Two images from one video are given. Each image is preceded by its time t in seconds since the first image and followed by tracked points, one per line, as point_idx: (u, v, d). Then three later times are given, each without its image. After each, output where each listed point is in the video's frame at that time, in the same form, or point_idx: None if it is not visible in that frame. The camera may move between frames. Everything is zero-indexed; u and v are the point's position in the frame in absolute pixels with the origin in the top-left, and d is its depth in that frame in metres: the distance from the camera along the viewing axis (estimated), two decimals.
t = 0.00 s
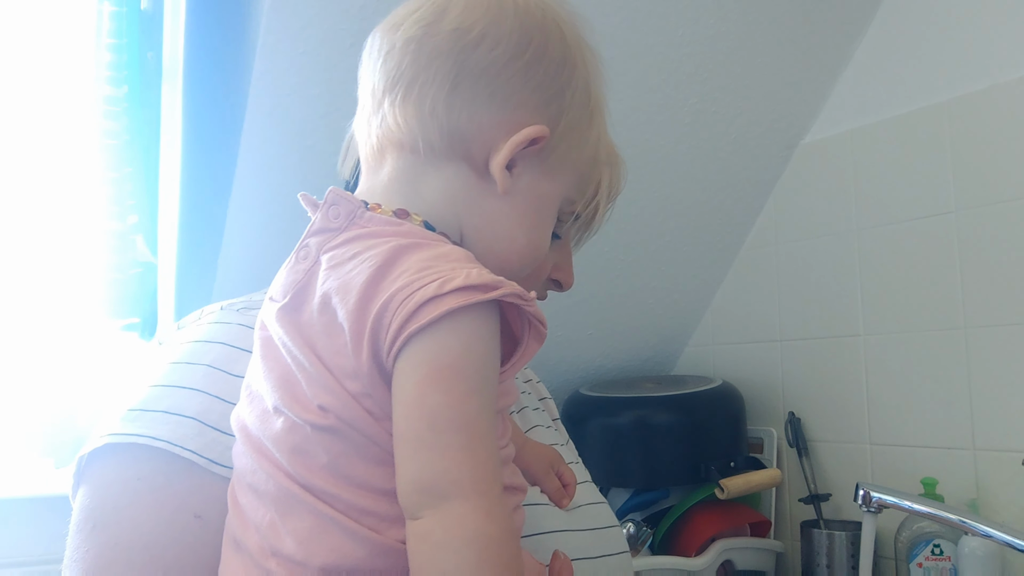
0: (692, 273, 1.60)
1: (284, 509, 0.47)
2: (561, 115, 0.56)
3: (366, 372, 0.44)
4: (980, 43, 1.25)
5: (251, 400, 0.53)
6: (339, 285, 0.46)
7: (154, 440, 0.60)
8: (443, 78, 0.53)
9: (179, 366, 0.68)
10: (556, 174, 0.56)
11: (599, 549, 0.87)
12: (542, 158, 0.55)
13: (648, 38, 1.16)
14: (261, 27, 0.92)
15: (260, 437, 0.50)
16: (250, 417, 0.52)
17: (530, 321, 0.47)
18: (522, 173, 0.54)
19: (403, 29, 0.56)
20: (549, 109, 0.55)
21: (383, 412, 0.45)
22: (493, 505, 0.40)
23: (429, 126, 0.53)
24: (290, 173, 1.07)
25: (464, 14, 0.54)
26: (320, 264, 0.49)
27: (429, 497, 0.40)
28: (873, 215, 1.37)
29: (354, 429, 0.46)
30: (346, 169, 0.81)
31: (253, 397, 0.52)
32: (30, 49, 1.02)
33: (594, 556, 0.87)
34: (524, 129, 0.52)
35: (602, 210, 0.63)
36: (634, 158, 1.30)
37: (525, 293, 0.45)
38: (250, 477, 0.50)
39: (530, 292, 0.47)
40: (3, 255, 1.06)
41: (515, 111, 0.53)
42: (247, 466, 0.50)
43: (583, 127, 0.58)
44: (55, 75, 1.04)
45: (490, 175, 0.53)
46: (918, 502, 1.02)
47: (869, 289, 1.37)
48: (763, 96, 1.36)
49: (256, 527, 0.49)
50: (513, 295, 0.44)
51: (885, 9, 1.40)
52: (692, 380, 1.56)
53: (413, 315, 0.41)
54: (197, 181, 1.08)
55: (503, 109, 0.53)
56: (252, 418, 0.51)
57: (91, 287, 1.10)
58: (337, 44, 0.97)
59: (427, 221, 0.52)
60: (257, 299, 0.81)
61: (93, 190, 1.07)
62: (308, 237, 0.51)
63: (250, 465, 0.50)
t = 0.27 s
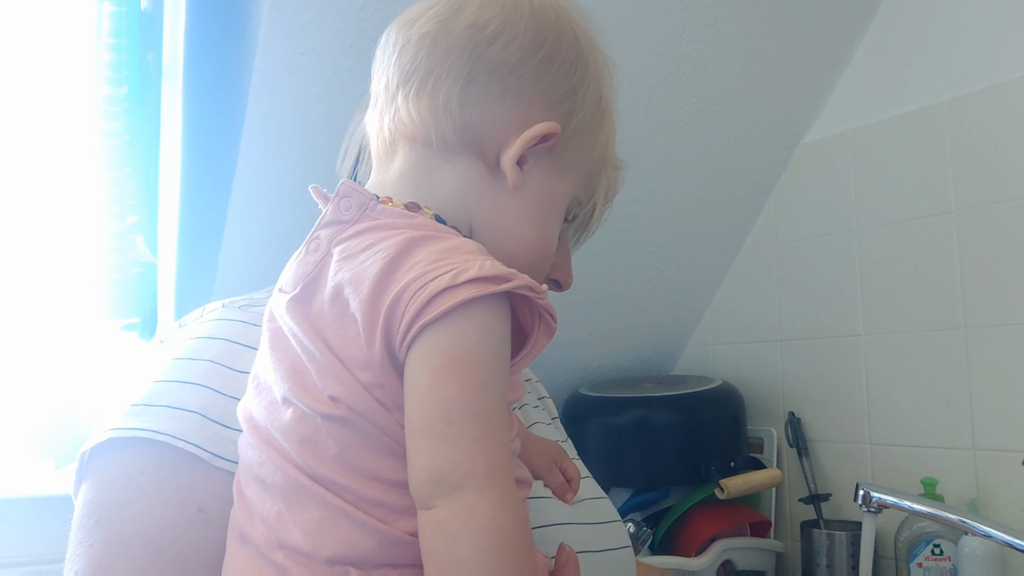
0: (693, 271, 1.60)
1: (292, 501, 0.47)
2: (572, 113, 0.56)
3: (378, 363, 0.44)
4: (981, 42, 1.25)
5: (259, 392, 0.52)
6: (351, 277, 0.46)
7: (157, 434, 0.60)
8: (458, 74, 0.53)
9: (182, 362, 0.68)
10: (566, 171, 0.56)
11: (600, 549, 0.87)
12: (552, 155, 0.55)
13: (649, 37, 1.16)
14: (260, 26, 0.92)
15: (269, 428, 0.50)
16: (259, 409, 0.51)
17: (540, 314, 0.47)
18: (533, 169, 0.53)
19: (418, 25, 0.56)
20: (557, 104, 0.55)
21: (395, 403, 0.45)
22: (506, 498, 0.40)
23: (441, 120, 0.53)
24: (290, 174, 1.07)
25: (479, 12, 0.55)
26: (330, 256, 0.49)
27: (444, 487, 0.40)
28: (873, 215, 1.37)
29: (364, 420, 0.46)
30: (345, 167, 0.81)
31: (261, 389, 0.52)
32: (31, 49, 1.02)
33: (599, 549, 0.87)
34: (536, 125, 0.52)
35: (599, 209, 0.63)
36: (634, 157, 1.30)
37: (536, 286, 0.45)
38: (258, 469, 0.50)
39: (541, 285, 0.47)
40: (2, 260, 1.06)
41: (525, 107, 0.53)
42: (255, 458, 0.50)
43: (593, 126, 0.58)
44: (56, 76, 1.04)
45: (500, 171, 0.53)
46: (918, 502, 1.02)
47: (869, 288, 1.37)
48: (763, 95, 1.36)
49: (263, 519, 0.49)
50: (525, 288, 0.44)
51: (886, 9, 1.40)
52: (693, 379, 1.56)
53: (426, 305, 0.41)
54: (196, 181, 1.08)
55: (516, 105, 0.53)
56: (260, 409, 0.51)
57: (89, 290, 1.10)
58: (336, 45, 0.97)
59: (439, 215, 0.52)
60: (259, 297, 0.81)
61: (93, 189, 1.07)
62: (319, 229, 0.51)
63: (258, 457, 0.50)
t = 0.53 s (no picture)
0: (693, 272, 1.59)
1: (299, 505, 0.47)
2: (577, 116, 0.56)
3: (384, 367, 0.44)
4: (981, 43, 1.25)
5: (264, 396, 0.52)
6: (357, 281, 0.46)
7: (159, 438, 0.60)
8: (463, 75, 0.53)
9: (182, 363, 0.68)
10: (570, 174, 0.55)
11: (600, 549, 0.87)
12: (557, 158, 0.55)
13: (649, 37, 1.16)
14: (260, 26, 0.92)
15: (274, 433, 0.50)
16: (263, 413, 0.51)
17: (546, 317, 0.46)
18: (538, 172, 0.53)
19: (423, 27, 0.56)
20: (561, 106, 0.55)
21: (399, 406, 0.45)
22: (516, 500, 0.40)
23: (446, 122, 0.53)
24: (289, 174, 1.07)
25: (485, 14, 0.55)
26: (336, 259, 0.49)
27: (457, 489, 0.39)
28: (873, 215, 1.37)
29: (371, 424, 0.45)
30: (343, 167, 0.81)
31: (266, 393, 0.52)
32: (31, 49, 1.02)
33: (600, 549, 0.87)
34: (541, 128, 0.52)
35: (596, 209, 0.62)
36: (635, 157, 1.30)
37: (542, 290, 0.45)
38: (263, 474, 0.50)
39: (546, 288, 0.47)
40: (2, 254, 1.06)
41: (528, 109, 0.53)
42: (260, 462, 0.50)
43: (597, 129, 0.58)
44: (55, 74, 1.04)
45: (505, 174, 0.53)
46: (918, 502, 1.02)
47: (869, 289, 1.37)
48: (763, 95, 1.36)
49: (267, 523, 0.49)
50: (531, 291, 0.44)
51: (886, 9, 1.40)
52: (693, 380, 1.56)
53: (433, 309, 0.41)
54: (196, 181, 1.08)
55: (521, 108, 0.53)
56: (264, 413, 0.51)
57: (89, 289, 1.09)
58: (334, 46, 0.97)
59: (444, 218, 0.52)
60: (259, 297, 0.81)
61: (92, 189, 1.07)
62: (323, 232, 0.51)
63: (262, 461, 0.50)
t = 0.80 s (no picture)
0: (692, 272, 1.59)
1: (282, 505, 0.47)
2: (575, 120, 0.56)
3: (369, 368, 0.44)
4: (981, 42, 1.25)
5: (252, 395, 0.52)
6: (345, 280, 0.46)
7: (151, 438, 0.60)
8: (462, 78, 0.53)
9: (176, 364, 0.67)
10: (568, 180, 0.55)
11: (597, 550, 0.87)
12: (555, 164, 0.54)
13: (648, 37, 1.16)
14: (261, 24, 0.92)
15: (261, 433, 0.49)
16: (251, 413, 0.51)
17: (535, 319, 0.46)
18: (534, 177, 0.53)
19: (423, 27, 0.55)
20: (560, 110, 0.55)
21: (384, 407, 0.45)
22: (494, 507, 0.39)
23: (443, 124, 0.52)
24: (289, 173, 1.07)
25: (486, 16, 0.54)
26: (324, 257, 0.49)
27: (434, 492, 0.39)
28: (873, 215, 1.36)
29: (356, 426, 0.45)
30: (343, 165, 0.80)
31: (254, 392, 0.52)
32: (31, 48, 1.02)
33: (595, 551, 0.87)
34: (539, 134, 0.52)
35: (597, 208, 0.62)
36: (634, 157, 1.30)
37: (531, 291, 0.45)
38: (249, 474, 0.50)
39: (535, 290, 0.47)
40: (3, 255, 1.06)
41: (526, 113, 0.53)
42: (247, 462, 0.50)
43: (596, 133, 0.57)
44: (55, 74, 1.04)
45: (501, 178, 0.52)
46: (918, 502, 1.01)
47: (869, 288, 1.36)
48: (763, 95, 1.35)
49: (255, 525, 0.49)
50: (519, 293, 0.44)
51: (886, 9, 1.40)
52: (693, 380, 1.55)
53: (419, 309, 0.41)
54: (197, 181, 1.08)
55: (519, 112, 0.53)
56: (252, 413, 0.51)
57: (90, 286, 1.09)
58: (334, 45, 0.97)
59: (435, 219, 0.52)
60: (256, 297, 0.81)
61: (92, 189, 1.06)
62: (314, 231, 0.51)
63: (250, 461, 0.50)
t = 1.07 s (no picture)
0: (691, 273, 1.59)
1: (269, 513, 0.47)
2: (563, 118, 0.56)
3: (349, 373, 0.44)
4: (981, 43, 1.25)
5: (238, 399, 0.52)
6: (325, 285, 0.46)
7: (142, 442, 0.60)
8: (443, 76, 0.52)
9: (169, 366, 0.67)
10: (554, 177, 0.55)
11: (595, 550, 0.87)
12: (541, 161, 0.54)
13: (648, 37, 1.16)
14: (261, 24, 0.92)
15: (246, 439, 0.49)
16: (236, 418, 0.51)
17: (519, 320, 0.46)
18: (520, 175, 0.53)
19: (403, 25, 0.55)
20: (546, 108, 0.55)
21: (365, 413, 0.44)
22: (476, 511, 0.39)
23: (425, 123, 0.52)
24: (290, 172, 1.07)
25: (467, 12, 0.54)
26: (307, 261, 0.49)
27: (411, 498, 0.39)
28: (873, 215, 1.36)
29: (338, 432, 0.45)
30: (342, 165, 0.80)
31: (239, 396, 0.52)
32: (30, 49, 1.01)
33: (593, 551, 0.87)
34: (522, 131, 0.52)
35: (595, 203, 0.62)
36: (633, 158, 1.30)
37: (513, 292, 0.44)
38: (236, 480, 0.49)
39: (519, 290, 0.47)
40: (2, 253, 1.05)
41: (512, 110, 0.53)
42: (234, 468, 0.50)
43: (584, 131, 0.57)
44: (55, 74, 1.04)
45: (485, 176, 0.52)
46: (918, 502, 1.01)
47: (869, 289, 1.36)
48: (762, 95, 1.35)
49: (243, 532, 0.49)
50: (500, 294, 0.43)
51: (886, 9, 1.40)
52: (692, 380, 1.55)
53: (395, 313, 0.41)
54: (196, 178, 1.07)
55: (503, 109, 0.53)
56: (238, 419, 0.51)
57: (91, 286, 1.09)
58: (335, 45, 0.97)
59: (417, 219, 0.51)
60: (251, 299, 0.81)
61: (92, 189, 1.07)
62: (296, 234, 0.51)
63: (236, 468, 0.50)
